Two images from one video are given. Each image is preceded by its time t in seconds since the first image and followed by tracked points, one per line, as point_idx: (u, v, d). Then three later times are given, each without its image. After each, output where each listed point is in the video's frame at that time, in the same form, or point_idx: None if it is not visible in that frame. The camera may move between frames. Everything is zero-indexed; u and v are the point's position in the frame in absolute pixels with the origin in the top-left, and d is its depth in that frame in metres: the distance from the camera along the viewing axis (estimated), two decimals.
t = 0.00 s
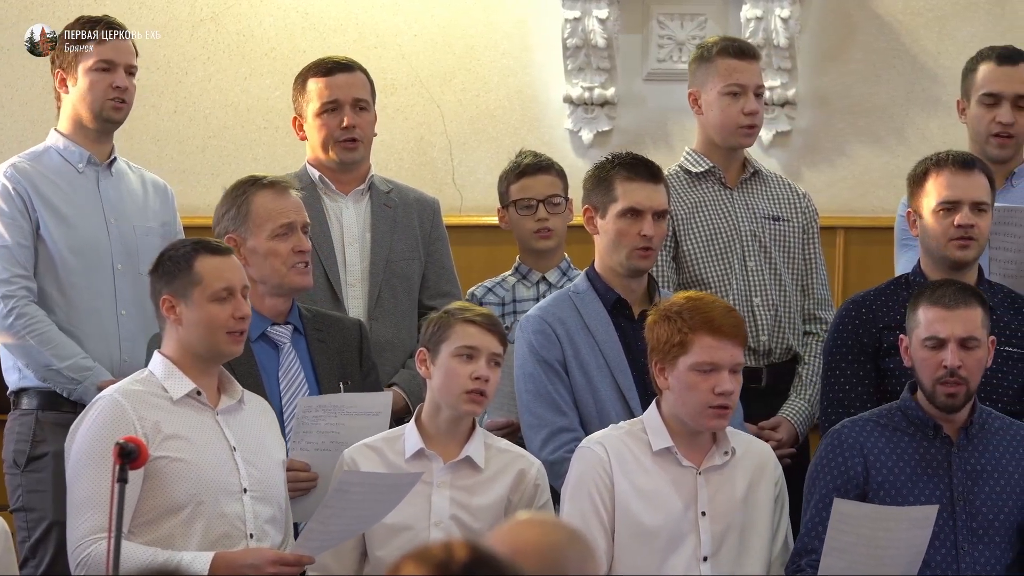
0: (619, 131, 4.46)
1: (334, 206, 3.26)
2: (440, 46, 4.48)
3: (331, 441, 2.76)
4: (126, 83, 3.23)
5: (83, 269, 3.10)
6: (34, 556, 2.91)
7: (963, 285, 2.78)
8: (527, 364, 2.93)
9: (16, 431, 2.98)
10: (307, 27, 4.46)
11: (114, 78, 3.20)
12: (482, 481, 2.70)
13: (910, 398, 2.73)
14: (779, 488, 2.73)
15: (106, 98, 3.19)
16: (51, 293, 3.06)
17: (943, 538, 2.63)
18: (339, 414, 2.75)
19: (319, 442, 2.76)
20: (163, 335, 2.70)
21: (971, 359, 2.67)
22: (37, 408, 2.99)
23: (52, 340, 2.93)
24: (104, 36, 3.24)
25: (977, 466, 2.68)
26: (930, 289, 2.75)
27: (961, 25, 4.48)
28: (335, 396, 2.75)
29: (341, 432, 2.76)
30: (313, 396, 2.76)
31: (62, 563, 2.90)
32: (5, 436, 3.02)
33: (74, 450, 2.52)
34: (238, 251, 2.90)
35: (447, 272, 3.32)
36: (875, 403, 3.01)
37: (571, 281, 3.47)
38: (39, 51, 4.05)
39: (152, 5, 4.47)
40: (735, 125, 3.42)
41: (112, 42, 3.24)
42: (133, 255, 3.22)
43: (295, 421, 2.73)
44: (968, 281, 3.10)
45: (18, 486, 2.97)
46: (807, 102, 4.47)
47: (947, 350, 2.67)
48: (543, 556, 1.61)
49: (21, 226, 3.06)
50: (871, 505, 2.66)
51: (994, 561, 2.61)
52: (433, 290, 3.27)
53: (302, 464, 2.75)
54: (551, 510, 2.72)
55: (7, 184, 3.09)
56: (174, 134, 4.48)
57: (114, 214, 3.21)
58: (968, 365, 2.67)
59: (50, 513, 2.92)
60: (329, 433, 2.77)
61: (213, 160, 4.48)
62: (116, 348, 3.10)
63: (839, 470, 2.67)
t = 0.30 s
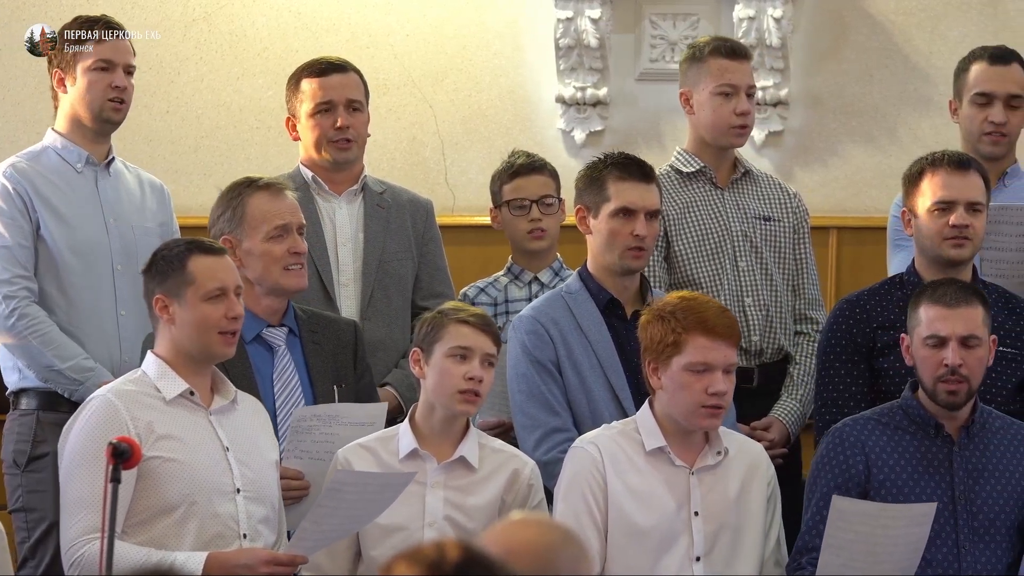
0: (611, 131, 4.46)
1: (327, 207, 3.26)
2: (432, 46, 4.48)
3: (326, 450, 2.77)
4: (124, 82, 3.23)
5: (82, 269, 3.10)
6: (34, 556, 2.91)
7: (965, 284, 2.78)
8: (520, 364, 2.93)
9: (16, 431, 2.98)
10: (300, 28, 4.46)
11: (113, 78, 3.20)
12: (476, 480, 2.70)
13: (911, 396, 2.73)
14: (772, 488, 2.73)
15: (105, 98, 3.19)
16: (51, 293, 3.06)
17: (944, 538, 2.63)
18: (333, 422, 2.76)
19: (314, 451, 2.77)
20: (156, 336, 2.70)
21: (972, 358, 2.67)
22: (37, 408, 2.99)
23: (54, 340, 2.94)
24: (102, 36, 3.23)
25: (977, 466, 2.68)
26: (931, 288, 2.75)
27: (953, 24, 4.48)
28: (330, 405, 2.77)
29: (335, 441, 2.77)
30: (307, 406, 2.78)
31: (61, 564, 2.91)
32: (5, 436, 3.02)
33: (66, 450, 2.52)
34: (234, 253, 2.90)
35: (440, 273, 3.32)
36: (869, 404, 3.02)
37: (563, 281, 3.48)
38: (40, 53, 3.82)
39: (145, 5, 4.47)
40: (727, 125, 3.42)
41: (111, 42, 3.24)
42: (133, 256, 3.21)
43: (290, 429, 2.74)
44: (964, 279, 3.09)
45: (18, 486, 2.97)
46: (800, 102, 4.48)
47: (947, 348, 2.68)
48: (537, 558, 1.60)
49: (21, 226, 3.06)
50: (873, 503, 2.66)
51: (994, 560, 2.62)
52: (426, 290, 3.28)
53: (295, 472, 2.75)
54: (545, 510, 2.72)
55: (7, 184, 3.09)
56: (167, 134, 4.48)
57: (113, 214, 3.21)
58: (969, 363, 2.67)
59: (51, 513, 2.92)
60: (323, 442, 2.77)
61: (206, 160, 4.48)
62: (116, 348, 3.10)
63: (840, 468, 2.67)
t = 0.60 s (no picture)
0: (603, 131, 4.46)
1: (320, 207, 3.26)
2: (425, 46, 4.47)
3: (318, 446, 2.78)
4: (121, 81, 3.23)
5: (79, 269, 3.09)
6: (30, 557, 2.90)
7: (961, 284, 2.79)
8: (513, 364, 2.93)
9: (14, 431, 2.98)
10: (292, 27, 4.46)
11: (110, 78, 3.20)
12: (468, 480, 2.70)
13: (907, 396, 2.73)
14: (763, 488, 2.74)
15: (103, 97, 3.19)
16: (48, 293, 3.06)
17: (935, 538, 2.63)
18: (325, 418, 2.76)
19: (306, 448, 2.77)
20: (148, 336, 2.70)
21: (967, 358, 2.67)
22: (34, 409, 2.98)
23: (52, 341, 2.93)
24: (100, 36, 3.23)
25: (971, 466, 2.69)
26: (927, 287, 2.76)
27: (944, 25, 4.49)
28: (322, 401, 2.77)
29: (327, 437, 2.78)
30: (300, 401, 2.78)
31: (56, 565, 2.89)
32: (1, 437, 3.01)
33: (59, 450, 2.52)
34: (226, 251, 2.89)
35: (433, 273, 3.32)
36: (860, 404, 3.02)
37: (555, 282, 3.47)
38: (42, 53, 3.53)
39: (136, 5, 4.46)
40: (718, 125, 3.42)
41: (109, 41, 3.23)
42: (129, 256, 3.20)
43: (282, 425, 2.74)
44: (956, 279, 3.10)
45: (15, 486, 2.96)
46: (792, 101, 4.47)
47: (942, 347, 2.68)
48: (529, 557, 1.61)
49: (18, 227, 3.05)
50: (864, 501, 2.67)
51: (986, 562, 2.62)
52: (419, 291, 3.27)
53: (289, 470, 2.75)
54: (537, 510, 2.73)
55: (5, 185, 3.08)
56: (158, 133, 4.46)
57: (110, 214, 3.20)
58: (964, 363, 2.67)
59: (48, 514, 2.93)
60: (315, 439, 2.77)
61: (197, 160, 4.47)
62: (113, 348, 3.09)
63: (833, 466, 2.68)
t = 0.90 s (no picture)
0: (595, 131, 4.46)
1: (312, 207, 3.26)
2: (416, 47, 4.48)
3: (308, 440, 2.78)
4: (115, 81, 3.22)
5: (72, 269, 3.09)
6: (24, 557, 2.90)
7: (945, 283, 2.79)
8: (504, 364, 2.93)
9: (8, 431, 2.98)
10: (283, 27, 4.46)
11: (103, 77, 3.20)
12: (461, 480, 2.70)
13: (890, 396, 2.73)
14: (757, 488, 2.74)
15: (96, 98, 3.18)
16: (42, 293, 3.06)
17: (918, 538, 2.63)
18: (313, 412, 2.77)
19: (296, 441, 2.78)
20: (138, 335, 2.70)
21: (950, 358, 2.68)
22: (28, 408, 3.00)
23: (46, 340, 2.93)
24: (95, 36, 3.23)
25: (954, 466, 2.69)
26: (910, 288, 2.76)
27: (936, 24, 4.49)
28: (308, 394, 2.77)
29: (316, 431, 2.78)
30: (287, 395, 2.79)
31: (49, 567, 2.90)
32: None
33: (50, 451, 2.52)
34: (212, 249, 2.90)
35: (425, 273, 3.32)
36: (851, 404, 3.03)
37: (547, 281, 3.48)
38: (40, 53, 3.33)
39: (128, 5, 4.46)
40: (710, 126, 3.43)
41: (102, 42, 3.23)
42: (123, 256, 3.20)
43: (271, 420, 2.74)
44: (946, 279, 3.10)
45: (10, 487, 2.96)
46: (783, 102, 4.48)
47: (925, 347, 2.68)
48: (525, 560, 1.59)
49: (12, 227, 3.04)
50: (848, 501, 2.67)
51: (969, 562, 2.63)
52: (411, 291, 3.27)
53: (279, 464, 2.77)
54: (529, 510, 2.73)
55: None
56: (150, 133, 4.46)
57: (104, 214, 3.20)
58: (947, 363, 2.67)
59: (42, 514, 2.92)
60: (303, 432, 2.78)
61: (189, 160, 4.47)
62: (107, 349, 3.09)
63: (816, 467, 2.68)
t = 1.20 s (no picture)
0: (586, 131, 4.46)
1: (304, 207, 3.26)
2: (407, 47, 4.47)
3: (294, 444, 2.78)
4: (104, 81, 3.22)
5: (63, 269, 3.09)
6: (15, 556, 2.94)
7: (920, 283, 2.80)
8: (495, 365, 2.93)
9: None
10: (274, 27, 4.46)
11: (93, 77, 3.20)
12: (453, 480, 2.70)
13: (870, 398, 2.74)
14: (751, 489, 2.74)
15: (86, 97, 3.18)
16: (33, 294, 3.05)
17: (906, 539, 2.64)
18: (300, 416, 2.77)
19: (281, 445, 2.78)
20: (129, 335, 2.70)
21: (929, 358, 2.68)
22: (19, 408, 2.98)
23: (36, 340, 2.92)
24: (84, 36, 3.23)
25: (937, 466, 2.71)
26: (886, 289, 2.76)
27: (928, 25, 4.49)
28: (297, 397, 2.77)
29: (303, 434, 2.78)
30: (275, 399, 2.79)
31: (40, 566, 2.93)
32: None
33: (41, 451, 2.52)
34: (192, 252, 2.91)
35: (418, 273, 3.32)
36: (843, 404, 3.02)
37: (538, 281, 3.49)
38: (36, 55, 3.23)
39: (119, 5, 4.46)
40: (704, 127, 3.43)
41: (90, 41, 3.23)
42: (114, 256, 3.20)
43: (257, 424, 2.75)
44: (937, 280, 3.10)
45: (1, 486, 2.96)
46: (774, 102, 4.48)
47: (903, 349, 2.69)
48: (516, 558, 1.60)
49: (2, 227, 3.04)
50: (833, 506, 2.66)
51: (955, 560, 2.64)
52: (403, 291, 3.27)
53: (265, 467, 2.77)
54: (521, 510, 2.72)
55: None
56: (142, 133, 4.46)
57: (95, 215, 3.19)
58: (926, 364, 2.68)
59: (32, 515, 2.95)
60: (290, 436, 2.78)
61: (181, 160, 4.47)
62: (97, 349, 3.09)
63: (799, 472, 2.67)
